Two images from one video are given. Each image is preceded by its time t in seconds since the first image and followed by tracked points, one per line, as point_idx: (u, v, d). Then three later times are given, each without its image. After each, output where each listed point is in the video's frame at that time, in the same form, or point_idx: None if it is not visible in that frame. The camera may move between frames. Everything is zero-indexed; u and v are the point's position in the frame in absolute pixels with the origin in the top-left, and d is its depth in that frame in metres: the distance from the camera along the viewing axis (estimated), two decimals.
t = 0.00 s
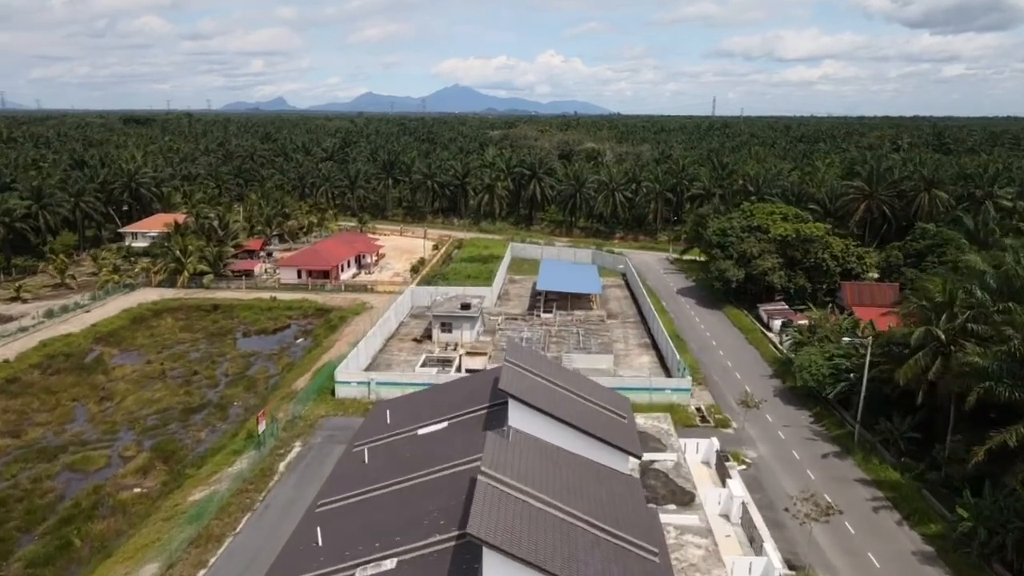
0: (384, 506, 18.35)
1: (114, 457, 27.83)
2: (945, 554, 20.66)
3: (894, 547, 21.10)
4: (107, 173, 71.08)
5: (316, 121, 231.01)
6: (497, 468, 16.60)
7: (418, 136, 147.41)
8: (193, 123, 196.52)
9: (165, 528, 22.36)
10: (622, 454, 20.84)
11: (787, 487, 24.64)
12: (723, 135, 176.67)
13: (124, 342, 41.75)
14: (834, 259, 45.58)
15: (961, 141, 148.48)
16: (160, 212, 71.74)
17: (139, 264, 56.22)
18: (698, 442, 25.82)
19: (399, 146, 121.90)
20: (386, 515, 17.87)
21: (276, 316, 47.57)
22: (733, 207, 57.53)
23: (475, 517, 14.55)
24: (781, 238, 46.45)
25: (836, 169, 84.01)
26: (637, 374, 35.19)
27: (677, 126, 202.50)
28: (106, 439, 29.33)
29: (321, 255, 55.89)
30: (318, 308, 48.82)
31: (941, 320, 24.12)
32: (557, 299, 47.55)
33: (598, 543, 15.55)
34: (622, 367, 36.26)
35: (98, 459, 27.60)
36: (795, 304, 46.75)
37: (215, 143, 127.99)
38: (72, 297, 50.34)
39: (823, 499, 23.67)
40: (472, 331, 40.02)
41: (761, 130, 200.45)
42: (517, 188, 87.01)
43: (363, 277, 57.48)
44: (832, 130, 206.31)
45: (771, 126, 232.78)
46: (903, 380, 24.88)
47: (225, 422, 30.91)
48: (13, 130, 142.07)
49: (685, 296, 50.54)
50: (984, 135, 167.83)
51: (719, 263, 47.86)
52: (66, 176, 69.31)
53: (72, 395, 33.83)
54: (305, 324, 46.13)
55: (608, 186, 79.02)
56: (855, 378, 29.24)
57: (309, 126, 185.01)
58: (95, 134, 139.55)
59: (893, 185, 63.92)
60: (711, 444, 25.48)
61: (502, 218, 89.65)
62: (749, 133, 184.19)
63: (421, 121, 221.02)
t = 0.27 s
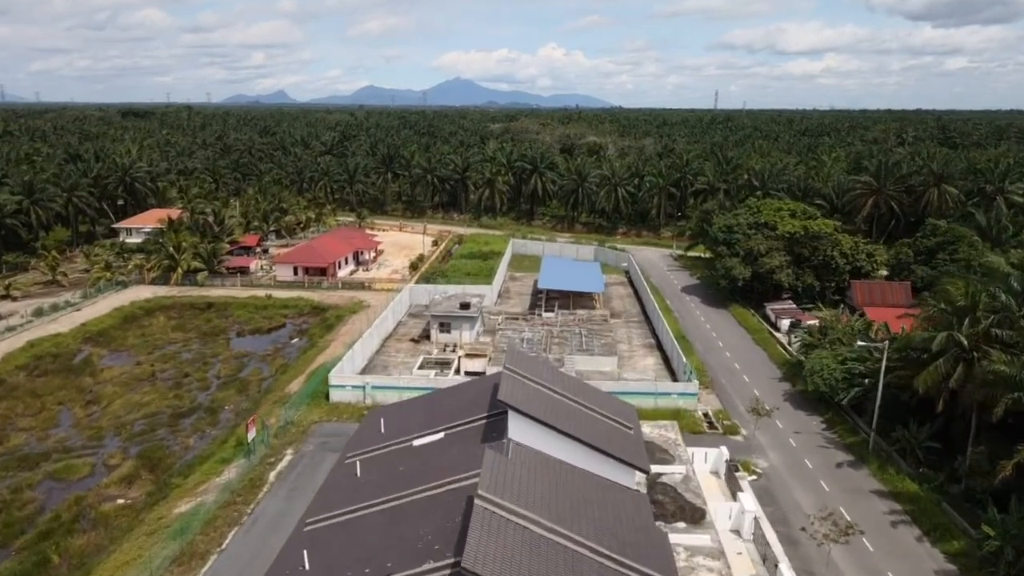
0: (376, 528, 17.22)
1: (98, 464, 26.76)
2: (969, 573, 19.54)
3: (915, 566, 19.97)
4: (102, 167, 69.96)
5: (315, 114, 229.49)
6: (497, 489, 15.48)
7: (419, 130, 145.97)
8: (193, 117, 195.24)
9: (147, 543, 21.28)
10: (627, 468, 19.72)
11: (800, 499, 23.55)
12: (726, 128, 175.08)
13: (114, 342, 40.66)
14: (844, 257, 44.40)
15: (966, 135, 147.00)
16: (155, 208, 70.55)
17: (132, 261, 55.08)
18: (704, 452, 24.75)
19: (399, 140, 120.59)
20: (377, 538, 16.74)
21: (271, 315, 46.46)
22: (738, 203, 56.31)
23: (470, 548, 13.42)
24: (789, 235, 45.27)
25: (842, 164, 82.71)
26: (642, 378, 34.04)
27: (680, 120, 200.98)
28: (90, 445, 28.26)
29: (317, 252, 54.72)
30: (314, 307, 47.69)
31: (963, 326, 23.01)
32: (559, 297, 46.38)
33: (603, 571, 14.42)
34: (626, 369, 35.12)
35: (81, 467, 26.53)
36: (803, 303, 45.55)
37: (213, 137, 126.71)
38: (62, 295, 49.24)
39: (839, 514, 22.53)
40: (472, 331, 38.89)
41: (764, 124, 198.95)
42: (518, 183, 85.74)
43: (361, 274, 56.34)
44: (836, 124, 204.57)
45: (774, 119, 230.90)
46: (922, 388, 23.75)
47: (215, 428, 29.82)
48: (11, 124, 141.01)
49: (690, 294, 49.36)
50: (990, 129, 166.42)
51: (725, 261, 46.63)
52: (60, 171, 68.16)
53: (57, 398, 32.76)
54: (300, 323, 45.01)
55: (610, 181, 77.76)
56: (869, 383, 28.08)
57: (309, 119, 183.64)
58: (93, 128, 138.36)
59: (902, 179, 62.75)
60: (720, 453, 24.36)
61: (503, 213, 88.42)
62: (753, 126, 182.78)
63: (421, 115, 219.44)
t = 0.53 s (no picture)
0: (367, 553, 16.11)
1: (81, 474, 25.67)
2: None
3: None
4: (95, 162, 68.80)
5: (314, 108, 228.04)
6: (495, 517, 14.35)
7: (420, 124, 144.62)
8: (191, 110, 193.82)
9: (128, 560, 20.19)
10: (634, 484, 18.60)
11: (814, 511, 22.49)
12: (729, 122, 173.53)
13: (103, 342, 39.54)
14: (853, 255, 43.24)
15: (972, 129, 145.64)
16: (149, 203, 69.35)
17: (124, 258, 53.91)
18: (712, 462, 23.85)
19: (399, 134, 119.30)
20: (368, 564, 15.63)
21: (266, 315, 45.35)
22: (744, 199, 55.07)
23: None
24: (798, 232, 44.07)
25: (848, 158, 81.49)
26: (647, 382, 32.91)
27: (682, 114, 199.52)
28: (73, 453, 27.16)
29: (314, 248, 53.55)
30: (310, 306, 46.57)
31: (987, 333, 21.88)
32: (561, 296, 45.21)
33: None
34: (631, 373, 33.97)
35: (63, 476, 25.44)
36: (811, 302, 44.54)
37: (211, 131, 125.42)
38: (53, 293, 48.11)
39: (856, 530, 21.41)
40: (471, 332, 37.75)
41: (767, 118, 197.49)
42: (519, 177, 84.52)
43: (359, 271, 55.22)
44: (840, 117, 203.06)
45: (777, 113, 229.15)
46: (943, 397, 22.63)
47: (204, 435, 28.71)
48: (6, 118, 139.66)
49: (695, 293, 48.18)
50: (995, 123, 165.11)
51: (731, 258, 45.44)
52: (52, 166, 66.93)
53: (42, 402, 31.66)
54: (296, 322, 43.89)
55: (613, 176, 76.50)
56: (884, 389, 26.94)
57: (309, 113, 182.22)
58: (90, 121, 136.98)
59: (910, 174, 61.58)
60: (729, 464, 23.40)
61: (504, 208, 87.18)
62: (756, 120, 181.44)
63: (421, 108, 217.92)
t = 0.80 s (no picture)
0: None
1: (62, 485, 24.60)
2: None
3: None
4: (89, 156, 67.69)
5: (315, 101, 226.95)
6: (493, 550, 13.23)
7: (420, 117, 143.32)
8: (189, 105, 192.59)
9: None
10: (642, 505, 17.48)
11: (829, 527, 21.42)
12: (732, 116, 171.87)
13: (92, 344, 38.46)
14: (863, 254, 42.07)
15: (977, 123, 144.25)
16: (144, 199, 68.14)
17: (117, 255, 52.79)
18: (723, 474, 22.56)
19: (399, 128, 118.02)
20: None
21: (260, 315, 44.24)
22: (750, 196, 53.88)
23: None
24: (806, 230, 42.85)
25: (855, 153, 80.23)
26: (652, 387, 31.81)
27: (684, 107, 198.11)
28: (55, 462, 26.09)
29: (310, 245, 52.35)
30: (306, 305, 45.48)
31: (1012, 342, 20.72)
32: (563, 295, 44.05)
33: None
34: (635, 376, 32.84)
35: (43, 488, 24.37)
36: (819, 302, 43.15)
37: (209, 125, 124.22)
38: (43, 292, 47.02)
39: (874, 549, 20.31)
40: (470, 334, 36.64)
41: (769, 111, 196.14)
42: (520, 172, 83.27)
43: (356, 269, 54.10)
44: (844, 111, 201.63)
45: (779, 108, 229.23)
46: (965, 409, 21.50)
47: (191, 442, 27.63)
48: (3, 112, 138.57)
49: (700, 292, 47.02)
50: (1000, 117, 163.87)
51: (738, 257, 44.17)
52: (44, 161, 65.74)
53: (26, 407, 30.60)
54: (291, 323, 42.80)
55: (615, 171, 75.28)
56: (899, 397, 25.80)
57: (308, 107, 180.89)
58: (87, 116, 135.73)
59: (919, 169, 60.38)
60: (740, 476, 22.25)
61: (504, 204, 85.86)
62: (759, 114, 180.04)
63: (421, 102, 216.38)
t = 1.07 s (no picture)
0: None
1: (41, 498, 23.56)
2: None
3: None
4: (81, 152, 66.48)
5: (314, 95, 225.40)
6: None
7: (420, 112, 141.96)
8: (187, 99, 191.13)
9: None
10: (649, 529, 16.44)
11: (844, 544, 20.39)
12: (735, 110, 170.30)
13: (80, 346, 37.39)
14: (873, 253, 41.16)
15: (982, 117, 142.81)
16: (138, 195, 66.97)
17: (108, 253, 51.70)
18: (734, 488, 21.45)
19: (398, 122, 116.77)
20: None
21: (253, 315, 43.18)
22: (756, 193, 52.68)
23: None
24: (815, 228, 41.73)
25: (861, 148, 79.00)
26: (657, 393, 30.72)
27: (686, 102, 196.53)
28: (35, 474, 25.04)
29: (306, 243, 51.23)
30: (301, 305, 44.42)
31: None
32: (564, 296, 42.95)
33: None
34: (639, 381, 31.78)
35: (21, 501, 23.33)
36: (828, 301, 42.52)
37: (207, 119, 122.81)
38: (32, 292, 45.94)
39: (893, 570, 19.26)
40: (468, 336, 35.57)
41: (772, 106, 194.60)
42: (520, 168, 82.06)
43: (353, 267, 53.05)
44: (846, 105, 199.99)
45: (781, 102, 227.55)
46: (988, 422, 20.42)
47: (178, 452, 26.58)
48: None
49: (705, 291, 45.91)
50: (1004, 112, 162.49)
51: (744, 256, 42.74)
52: (36, 156, 64.53)
53: (8, 414, 29.55)
54: (285, 323, 41.74)
55: (618, 166, 74.09)
56: (916, 406, 24.76)
57: (306, 101, 179.38)
58: (83, 110, 134.30)
59: (928, 165, 59.27)
60: (751, 491, 21.16)
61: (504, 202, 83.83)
62: (761, 108, 178.59)
63: (420, 96, 214.73)
